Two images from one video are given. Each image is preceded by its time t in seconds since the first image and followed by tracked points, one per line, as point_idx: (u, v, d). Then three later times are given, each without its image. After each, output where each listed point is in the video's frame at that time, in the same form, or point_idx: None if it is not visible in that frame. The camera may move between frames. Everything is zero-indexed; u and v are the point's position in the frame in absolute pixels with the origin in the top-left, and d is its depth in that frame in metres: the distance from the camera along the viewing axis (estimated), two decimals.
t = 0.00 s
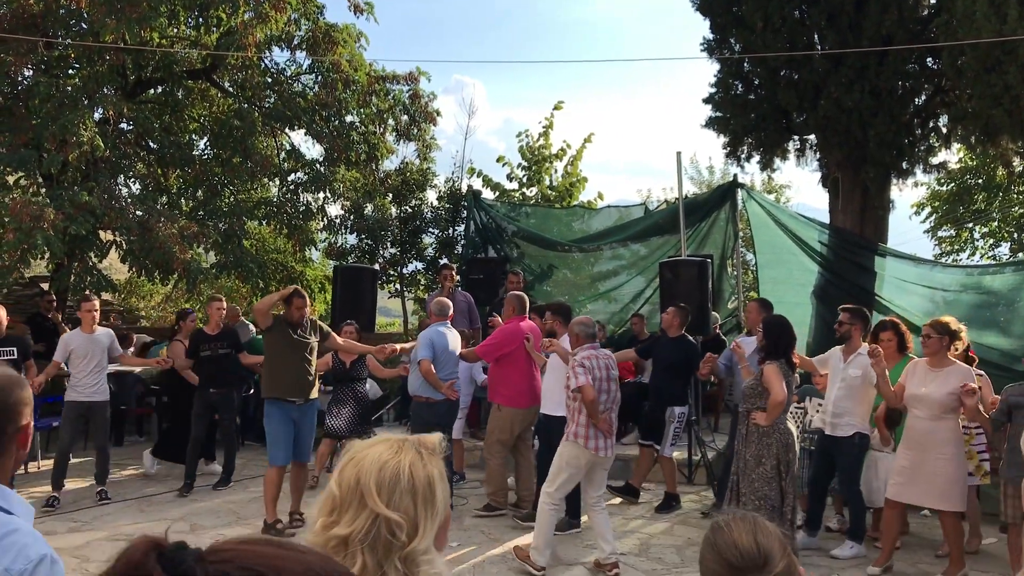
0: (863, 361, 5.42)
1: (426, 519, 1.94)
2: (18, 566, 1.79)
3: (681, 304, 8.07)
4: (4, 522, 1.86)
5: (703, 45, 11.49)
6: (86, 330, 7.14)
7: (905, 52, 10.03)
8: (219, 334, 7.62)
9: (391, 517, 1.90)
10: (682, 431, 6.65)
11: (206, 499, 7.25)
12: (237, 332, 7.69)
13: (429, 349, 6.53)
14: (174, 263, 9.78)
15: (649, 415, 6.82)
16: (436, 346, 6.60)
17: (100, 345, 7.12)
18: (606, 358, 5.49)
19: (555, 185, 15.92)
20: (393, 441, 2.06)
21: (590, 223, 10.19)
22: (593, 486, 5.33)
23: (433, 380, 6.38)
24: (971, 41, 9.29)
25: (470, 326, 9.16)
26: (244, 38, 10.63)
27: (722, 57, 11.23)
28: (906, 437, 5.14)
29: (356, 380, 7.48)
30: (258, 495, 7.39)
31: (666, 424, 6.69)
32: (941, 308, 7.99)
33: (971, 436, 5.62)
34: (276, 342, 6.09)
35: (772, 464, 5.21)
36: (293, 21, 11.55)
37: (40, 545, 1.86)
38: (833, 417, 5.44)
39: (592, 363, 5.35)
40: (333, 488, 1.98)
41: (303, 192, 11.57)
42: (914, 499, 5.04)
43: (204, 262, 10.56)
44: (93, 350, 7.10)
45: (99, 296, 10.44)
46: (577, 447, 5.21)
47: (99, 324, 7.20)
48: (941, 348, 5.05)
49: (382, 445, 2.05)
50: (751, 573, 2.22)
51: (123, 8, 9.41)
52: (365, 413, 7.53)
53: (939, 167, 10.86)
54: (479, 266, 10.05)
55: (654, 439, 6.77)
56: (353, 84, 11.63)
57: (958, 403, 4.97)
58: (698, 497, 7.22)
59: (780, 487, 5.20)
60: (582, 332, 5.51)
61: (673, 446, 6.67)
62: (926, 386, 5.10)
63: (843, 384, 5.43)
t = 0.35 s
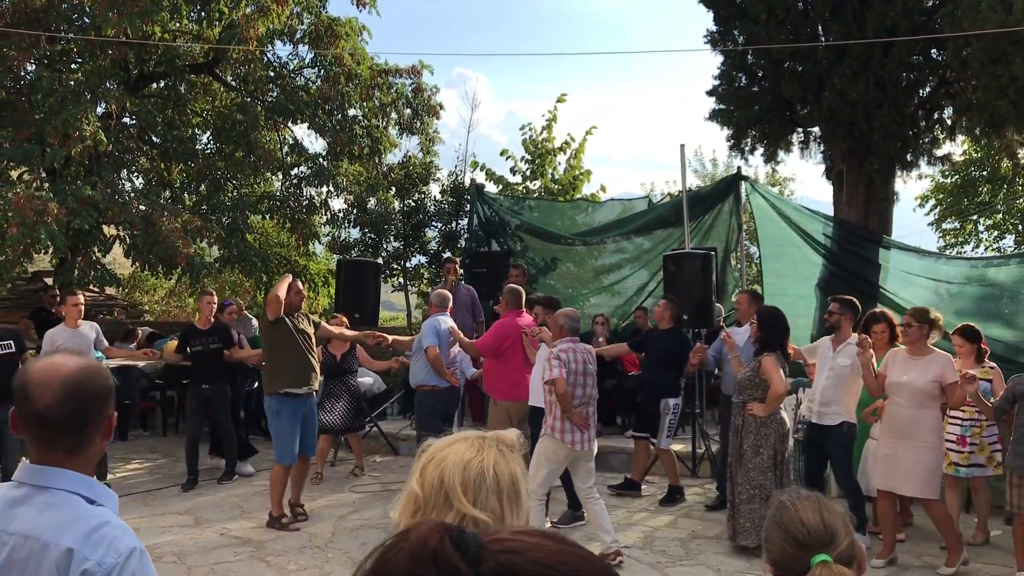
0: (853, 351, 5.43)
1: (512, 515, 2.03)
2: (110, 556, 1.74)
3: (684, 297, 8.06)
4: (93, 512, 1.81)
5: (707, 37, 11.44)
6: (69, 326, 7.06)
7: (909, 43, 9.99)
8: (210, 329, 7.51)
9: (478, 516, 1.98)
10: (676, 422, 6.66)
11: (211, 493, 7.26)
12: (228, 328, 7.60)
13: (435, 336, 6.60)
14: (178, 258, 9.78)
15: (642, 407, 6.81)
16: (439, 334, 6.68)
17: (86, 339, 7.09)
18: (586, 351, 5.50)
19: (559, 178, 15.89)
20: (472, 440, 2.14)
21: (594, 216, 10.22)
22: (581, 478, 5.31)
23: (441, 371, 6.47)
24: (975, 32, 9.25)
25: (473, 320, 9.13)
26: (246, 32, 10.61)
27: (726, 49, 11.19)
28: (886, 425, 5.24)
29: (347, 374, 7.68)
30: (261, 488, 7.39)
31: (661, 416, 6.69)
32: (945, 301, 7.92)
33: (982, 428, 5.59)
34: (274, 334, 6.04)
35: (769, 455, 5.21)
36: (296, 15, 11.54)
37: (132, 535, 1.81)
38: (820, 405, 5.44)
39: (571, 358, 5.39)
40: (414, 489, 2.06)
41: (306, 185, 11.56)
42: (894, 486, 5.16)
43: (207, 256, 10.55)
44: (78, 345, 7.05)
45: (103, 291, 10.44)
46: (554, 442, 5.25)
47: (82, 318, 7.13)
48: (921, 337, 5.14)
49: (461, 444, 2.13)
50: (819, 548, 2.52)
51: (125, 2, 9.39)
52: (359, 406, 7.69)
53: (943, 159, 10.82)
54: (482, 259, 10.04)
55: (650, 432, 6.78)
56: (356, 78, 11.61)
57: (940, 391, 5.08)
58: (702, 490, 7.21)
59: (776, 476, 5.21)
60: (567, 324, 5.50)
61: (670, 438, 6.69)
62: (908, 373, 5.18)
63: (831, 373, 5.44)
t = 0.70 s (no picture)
0: (849, 343, 5.41)
1: (561, 515, 2.01)
2: (181, 547, 1.72)
3: (688, 290, 8.04)
4: (163, 503, 1.80)
5: (712, 30, 11.41)
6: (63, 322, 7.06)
7: (915, 35, 9.93)
8: (203, 323, 7.56)
9: (529, 515, 1.96)
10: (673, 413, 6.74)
11: (217, 486, 7.27)
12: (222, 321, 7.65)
13: (433, 330, 6.63)
14: (183, 252, 9.79)
15: (637, 399, 6.85)
16: (438, 327, 6.72)
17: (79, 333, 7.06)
18: (571, 341, 5.53)
19: (564, 172, 15.87)
20: (520, 434, 2.10)
21: (599, 210, 10.17)
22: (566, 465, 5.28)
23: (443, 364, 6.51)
24: (982, 23, 9.20)
25: (478, 314, 9.13)
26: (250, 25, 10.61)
27: (731, 42, 11.16)
28: (886, 415, 5.28)
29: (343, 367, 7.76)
30: (267, 482, 7.40)
31: (658, 408, 6.75)
32: (951, 294, 7.95)
33: (980, 418, 5.62)
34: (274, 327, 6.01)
35: (776, 445, 5.22)
36: (300, 9, 11.52)
37: (201, 529, 1.79)
38: (817, 398, 5.44)
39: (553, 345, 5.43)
40: (462, 483, 2.04)
41: (311, 179, 11.55)
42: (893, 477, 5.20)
43: (212, 251, 10.56)
44: (70, 339, 7.01)
45: (108, 285, 10.45)
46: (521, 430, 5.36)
47: (76, 313, 7.12)
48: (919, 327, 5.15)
49: (509, 438, 2.09)
50: (885, 557, 2.43)
51: None
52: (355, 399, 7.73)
53: (950, 152, 10.78)
54: (487, 253, 10.04)
55: (646, 423, 6.79)
56: (360, 72, 11.60)
57: (939, 382, 5.12)
58: (707, 484, 7.21)
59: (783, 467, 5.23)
60: (554, 313, 5.51)
61: (669, 428, 6.73)
62: (907, 364, 5.22)
63: (827, 366, 5.43)
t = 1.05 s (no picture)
0: (851, 342, 5.38)
1: (566, 524, 1.90)
2: (212, 544, 1.71)
3: (692, 287, 8.04)
4: (194, 500, 1.79)
5: (716, 26, 11.39)
6: (63, 315, 7.04)
7: (920, 31, 9.89)
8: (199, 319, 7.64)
9: (534, 523, 1.85)
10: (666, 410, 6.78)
11: (220, 482, 7.28)
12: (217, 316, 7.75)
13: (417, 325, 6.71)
14: (186, 247, 9.80)
15: (630, 395, 6.78)
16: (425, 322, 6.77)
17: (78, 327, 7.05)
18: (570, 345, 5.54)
19: (567, 168, 15.86)
20: (527, 440, 1.98)
21: (602, 205, 10.19)
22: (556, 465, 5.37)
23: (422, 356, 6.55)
24: (987, 19, 9.16)
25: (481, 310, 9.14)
26: (254, 21, 10.61)
27: (735, 38, 11.13)
28: (891, 413, 5.27)
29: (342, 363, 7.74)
30: (271, 477, 7.41)
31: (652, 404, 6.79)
32: (955, 291, 8.02)
33: (971, 412, 5.47)
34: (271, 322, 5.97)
35: (780, 448, 5.22)
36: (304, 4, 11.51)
37: (229, 530, 1.79)
38: (819, 395, 5.46)
39: (541, 346, 5.40)
40: (467, 488, 1.92)
41: (315, 175, 11.55)
42: (896, 474, 5.21)
43: (216, 246, 10.56)
44: (70, 334, 7.00)
45: (112, 280, 10.46)
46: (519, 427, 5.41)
47: (77, 307, 7.09)
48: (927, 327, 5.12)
49: (516, 443, 1.97)
50: (932, 555, 2.37)
51: None
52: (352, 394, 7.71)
53: (954, 148, 10.75)
54: (491, 249, 10.04)
55: (638, 419, 6.76)
56: (364, 67, 11.60)
57: (946, 381, 5.10)
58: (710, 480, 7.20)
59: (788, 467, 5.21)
60: (553, 316, 5.49)
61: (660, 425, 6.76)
62: (915, 364, 5.19)
63: (830, 363, 5.44)
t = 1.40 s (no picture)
0: (857, 342, 5.47)
1: (550, 532, 1.81)
2: (180, 550, 1.67)
3: (692, 288, 8.06)
4: (164, 507, 1.75)
5: (716, 28, 11.40)
6: (69, 314, 7.05)
7: (919, 34, 9.90)
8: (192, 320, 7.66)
9: (517, 530, 1.76)
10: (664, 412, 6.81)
11: (221, 483, 7.30)
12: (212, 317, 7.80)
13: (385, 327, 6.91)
14: (187, 249, 9.81)
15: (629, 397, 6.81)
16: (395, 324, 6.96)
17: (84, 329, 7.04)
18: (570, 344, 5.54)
19: (567, 169, 15.88)
20: (510, 444, 1.89)
21: (602, 207, 10.20)
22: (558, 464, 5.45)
23: (385, 356, 6.77)
24: (986, 22, 9.17)
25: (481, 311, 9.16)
26: (255, 23, 10.64)
27: (734, 40, 11.16)
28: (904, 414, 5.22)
29: (351, 364, 7.76)
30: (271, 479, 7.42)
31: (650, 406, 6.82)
32: (955, 293, 8.05)
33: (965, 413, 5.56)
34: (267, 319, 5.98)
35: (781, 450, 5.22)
36: (304, 6, 11.52)
37: (201, 534, 1.74)
38: (825, 395, 5.49)
39: (539, 343, 5.43)
40: (447, 492, 1.82)
41: (315, 177, 11.57)
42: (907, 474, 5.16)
43: (216, 248, 10.57)
44: (77, 334, 7.01)
45: (113, 282, 10.47)
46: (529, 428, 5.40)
47: (84, 309, 7.10)
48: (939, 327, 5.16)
49: (499, 447, 1.88)
50: None
51: None
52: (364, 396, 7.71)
53: (954, 150, 10.77)
54: (491, 251, 10.06)
55: (636, 421, 6.76)
56: (364, 70, 11.63)
57: (960, 382, 5.10)
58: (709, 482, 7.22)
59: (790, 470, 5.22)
60: (550, 315, 5.56)
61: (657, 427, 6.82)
62: (928, 365, 5.19)
63: (835, 364, 5.48)
